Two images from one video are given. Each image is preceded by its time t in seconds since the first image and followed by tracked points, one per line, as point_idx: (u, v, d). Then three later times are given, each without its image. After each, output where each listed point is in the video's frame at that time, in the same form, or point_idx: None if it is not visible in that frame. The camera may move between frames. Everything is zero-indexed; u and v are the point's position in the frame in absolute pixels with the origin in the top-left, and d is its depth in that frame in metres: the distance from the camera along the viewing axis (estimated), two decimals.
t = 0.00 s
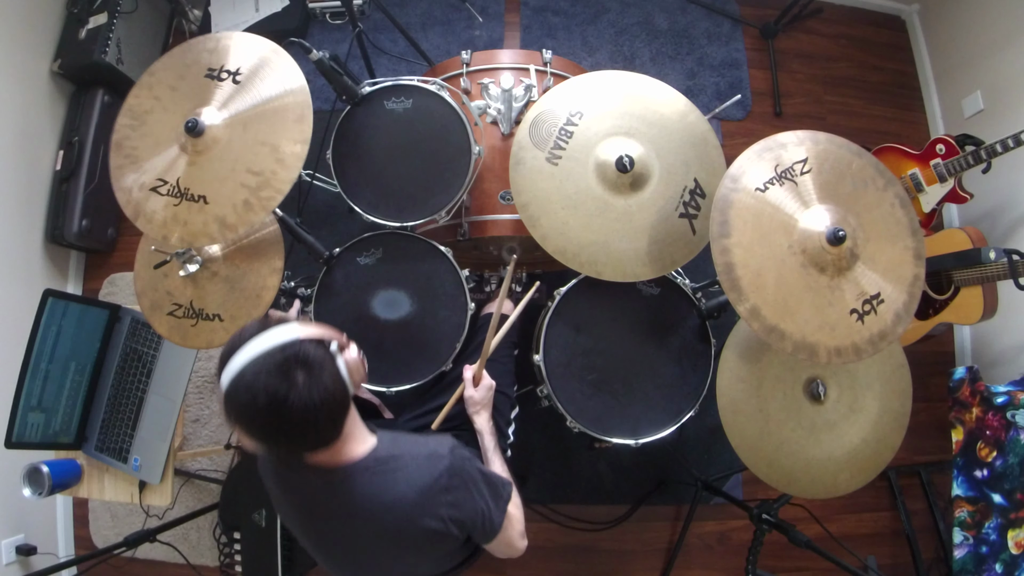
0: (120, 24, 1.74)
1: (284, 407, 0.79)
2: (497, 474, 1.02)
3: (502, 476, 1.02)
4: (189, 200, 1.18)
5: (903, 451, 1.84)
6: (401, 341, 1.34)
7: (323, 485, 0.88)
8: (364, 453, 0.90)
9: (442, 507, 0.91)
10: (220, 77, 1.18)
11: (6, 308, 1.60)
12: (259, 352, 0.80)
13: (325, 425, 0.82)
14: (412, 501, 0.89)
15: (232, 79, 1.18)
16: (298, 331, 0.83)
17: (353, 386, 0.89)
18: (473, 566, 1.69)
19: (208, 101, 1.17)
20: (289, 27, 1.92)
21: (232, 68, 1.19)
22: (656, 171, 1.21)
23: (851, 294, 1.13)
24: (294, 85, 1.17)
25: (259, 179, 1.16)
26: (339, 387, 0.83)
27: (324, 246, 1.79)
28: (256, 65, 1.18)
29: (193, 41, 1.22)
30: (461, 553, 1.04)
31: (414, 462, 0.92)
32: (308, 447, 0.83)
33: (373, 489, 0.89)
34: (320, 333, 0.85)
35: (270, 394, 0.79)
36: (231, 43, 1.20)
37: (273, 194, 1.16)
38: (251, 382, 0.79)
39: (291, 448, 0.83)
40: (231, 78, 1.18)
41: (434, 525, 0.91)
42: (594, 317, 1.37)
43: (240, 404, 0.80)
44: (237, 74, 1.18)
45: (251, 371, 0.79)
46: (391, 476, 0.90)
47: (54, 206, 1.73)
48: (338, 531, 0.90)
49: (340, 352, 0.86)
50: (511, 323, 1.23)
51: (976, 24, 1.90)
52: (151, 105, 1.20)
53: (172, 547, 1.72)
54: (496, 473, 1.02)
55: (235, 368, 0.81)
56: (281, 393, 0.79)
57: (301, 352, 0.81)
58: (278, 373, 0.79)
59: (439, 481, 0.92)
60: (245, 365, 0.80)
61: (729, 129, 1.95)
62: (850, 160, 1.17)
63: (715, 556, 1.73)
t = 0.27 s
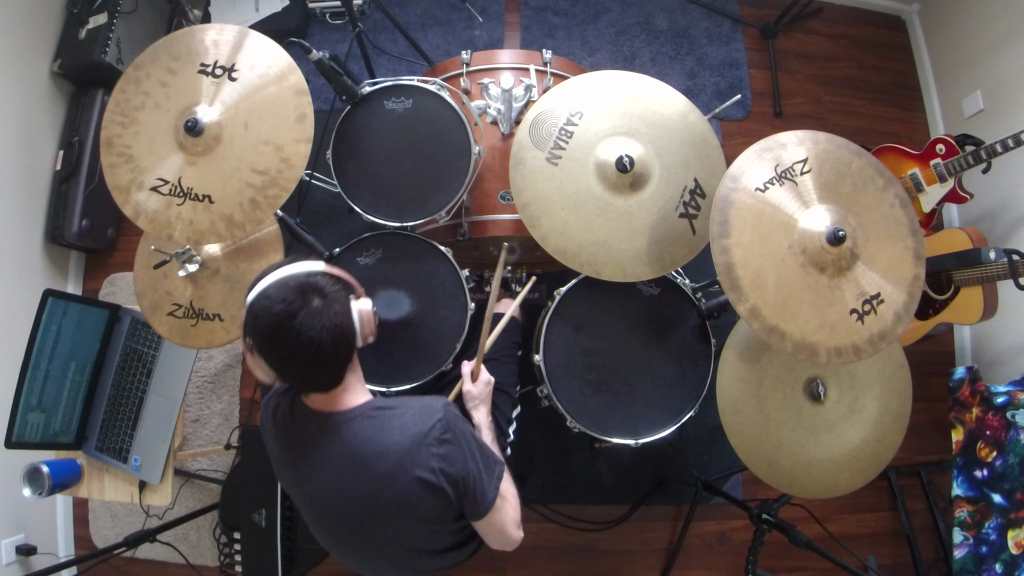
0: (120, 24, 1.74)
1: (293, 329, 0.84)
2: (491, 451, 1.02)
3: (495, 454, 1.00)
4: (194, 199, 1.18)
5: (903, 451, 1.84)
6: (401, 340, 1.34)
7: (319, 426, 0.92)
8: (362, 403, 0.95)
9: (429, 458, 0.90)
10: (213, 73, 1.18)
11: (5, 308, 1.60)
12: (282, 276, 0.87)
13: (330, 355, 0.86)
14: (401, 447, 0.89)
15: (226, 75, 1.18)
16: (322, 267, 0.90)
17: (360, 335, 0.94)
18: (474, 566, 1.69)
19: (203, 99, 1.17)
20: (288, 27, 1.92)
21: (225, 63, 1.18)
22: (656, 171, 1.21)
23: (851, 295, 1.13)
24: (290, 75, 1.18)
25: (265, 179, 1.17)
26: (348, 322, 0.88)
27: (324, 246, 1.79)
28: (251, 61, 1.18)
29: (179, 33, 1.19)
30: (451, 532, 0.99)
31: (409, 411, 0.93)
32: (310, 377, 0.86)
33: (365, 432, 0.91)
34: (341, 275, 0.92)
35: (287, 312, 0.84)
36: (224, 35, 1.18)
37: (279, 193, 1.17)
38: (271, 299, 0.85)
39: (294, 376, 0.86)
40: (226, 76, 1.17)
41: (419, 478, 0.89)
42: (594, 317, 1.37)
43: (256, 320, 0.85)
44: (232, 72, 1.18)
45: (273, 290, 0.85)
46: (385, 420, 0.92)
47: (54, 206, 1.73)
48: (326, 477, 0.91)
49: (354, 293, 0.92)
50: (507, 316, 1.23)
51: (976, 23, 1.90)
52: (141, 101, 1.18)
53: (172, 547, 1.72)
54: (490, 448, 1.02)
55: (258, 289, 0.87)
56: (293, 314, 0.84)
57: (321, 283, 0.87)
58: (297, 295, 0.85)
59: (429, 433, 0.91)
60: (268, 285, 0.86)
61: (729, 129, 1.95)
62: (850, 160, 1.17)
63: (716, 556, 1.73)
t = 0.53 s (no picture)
0: (120, 24, 1.73)
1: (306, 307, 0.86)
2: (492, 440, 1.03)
3: (495, 445, 1.00)
4: (189, 199, 1.17)
5: (903, 451, 1.84)
6: (401, 340, 1.34)
7: (321, 408, 0.94)
8: (365, 388, 0.95)
9: (429, 442, 0.90)
10: (220, 78, 1.19)
11: (5, 308, 1.60)
12: (300, 257, 0.90)
13: (341, 337, 0.87)
14: (401, 431, 0.90)
15: (232, 79, 1.18)
16: (338, 251, 0.93)
17: (368, 323, 0.95)
18: (474, 566, 1.69)
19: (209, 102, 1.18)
20: (288, 27, 1.92)
21: (231, 68, 1.19)
22: (656, 171, 1.21)
23: (851, 295, 1.13)
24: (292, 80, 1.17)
25: (258, 174, 1.16)
26: (360, 306, 0.90)
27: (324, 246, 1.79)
28: (255, 65, 1.19)
29: (192, 45, 1.22)
30: (450, 521, 0.99)
31: (410, 396, 0.94)
32: (320, 358, 0.87)
33: (366, 415, 0.91)
34: (356, 262, 0.95)
35: (303, 289, 0.86)
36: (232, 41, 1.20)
37: (272, 188, 1.16)
38: (288, 276, 0.87)
39: (304, 355, 0.87)
40: (229, 78, 1.18)
41: (418, 461, 0.89)
42: (594, 317, 1.37)
43: (271, 297, 0.87)
44: (235, 74, 1.19)
45: (291, 268, 0.87)
46: (386, 404, 0.93)
47: (54, 206, 1.73)
48: (325, 460, 0.91)
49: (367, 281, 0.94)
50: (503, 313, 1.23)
51: (976, 23, 1.90)
52: (153, 110, 1.20)
53: (172, 547, 1.72)
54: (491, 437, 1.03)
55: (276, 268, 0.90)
56: (309, 293, 0.86)
57: (337, 266, 0.90)
58: (313, 274, 0.87)
59: (429, 417, 0.91)
60: (285, 264, 0.89)
61: (729, 129, 1.95)
62: (850, 160, 1.17)
63: (716, 556, 1.73)
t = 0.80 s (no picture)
0: (120, 24, 1.73)
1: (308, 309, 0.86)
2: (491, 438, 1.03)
3: (495, 444, 1.01)
4: (193, 199, 1.17)
5: (903, 451, 1.84)
6: (401, 340, 1.34)
7: (321, 409, 0.93)
8: (365, 389, 0.95)
9: (428, 442, 0.90)
10: (213, 74, 1.18)
11: (5, 308, 1.60)
12: (303, 258, 0.89)
13: (343, 338, 0.87)
14: (400, 431, 0.90)
15: (226, 75, 1.18)
16: (340, 252, 0.93)
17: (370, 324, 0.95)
18: (474, 566, 1.69)
19: (203, 99, 1.17)
20: (288, 27, 1.92)
21: (225, 64, 1.19)
22: (656, 171, 1.21)
23: (851, 295, 1.13)
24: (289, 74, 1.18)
25: (264, 177, 1.16)
26: (362, 308, 0.90)
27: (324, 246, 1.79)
28: (248, 60, 1.19)
29: (180, 38, 1.20)
30: (449, 521, 0.99)
31: (410, 396, 0.94)
32: (322, 360, 0.87)
33: (366, 415, 0.92)
34: (357, 263, 0.95)
35: (305, 292, 0.86)
36: (225, 37, 1.20)
37: (278, 190, 1.16)
38: (291, 278, 0.87)
39: (306, 358, 0.87)
40: (226, 76, 1.18)
41: (418, 461, 0.89)
42: (594, 317, 1.37)
43: (273, 299, 0.87)
44: (232, 72, 1.18)
45: (293, 270, 0.87)
46: (386, 404, 0.93)
47: (53, 206, 1.73)
48: (325, 460, 0.91)
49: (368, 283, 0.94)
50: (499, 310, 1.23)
51: (976, 23, 1.90)
52: (144, 107, 1.19)
53: (172, 547, 1.72)
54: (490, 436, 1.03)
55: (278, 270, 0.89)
56: (312, 296, 0.86)
57: (339, 268, 0.90)
58: (316, 276, 0.87)
59: (428, 417, 0.92)
60: (288, 266, 0.88)
61: (729, 129, 1.95)
62: (850, 160, 1.17)
63: (716, 556, 1.73)
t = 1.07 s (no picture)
0: (120, 24, 1.73)
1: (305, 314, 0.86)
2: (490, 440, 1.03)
3: (494, 446, 1.01)
4: (194, 200, 1.17)
5: (903, 451, 1.84)
6: (401, 340, 1.34)
7: (320, 412, 0.93)
8: (364, 392, 0.95)
9: (427, 444, 0.90)
10: (214, 75, 1.18)
11: (5, 308, 1.60)
12: (301, 262, 0.89)
13: (341, 343, 0.87)
14: (399, 434, 0.90)
15: (227, 76, 1.18)
16: (338, 256, 0.93)
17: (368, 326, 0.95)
18: (474, 566, 1.69)
19: (205, 100, 1.17)
20: (288, 27, 1.92)
21: (226, 65, 1.19)
22: (656, 171, 1.21)
23: (851, 295, 1.13)
24: (290, 76, 1.17)
25: (263, 176, 1.16)
26: (360, 312, 0.90)
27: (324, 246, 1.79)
28: (249, 60, 1.19)
29: (183, 42, 1.21)
30: (449, 522, 0.99)
31: (409, 399, 0.94)
32: (320, 364, 0.87)
33: (366, 418, 0.91)
34: (355, 265, 0.95)
35: (303, 296, 0.85)
36: (226, 38, 1.20)
37: (277, 189, 1.16)
38: (288, 283, 0.87)
39: (304, 361, 0.87)
40: (226, 76, 1.18)
41: (417, 463, 0.89)
42: (594, 317, 1.37)
43: (270, 304, 0.86)
44: (232, 72, 1.18)
45: (291, 274, 0.87)
46: (385, 407, 0.92)
47: (54, 206, 1.73)
48: (325, 463, 0.91)
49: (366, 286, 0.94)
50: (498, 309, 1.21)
51: (976, 23, 1.90)
52: (144, 107, 1.19)
53: (172, 547, 1.72)
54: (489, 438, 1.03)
55: (275, 274, 0.89)
56: (309, 300, 0.86)
57: (337, 272, 0.90)
58: (313, 280, 0.87)
59: (427, 420, 0.92)
60: (285, 270, 0.88)
61: (729, 129, 1.95)
62: (850, 160, 1.17)
63: (716, 556, 1.73)
